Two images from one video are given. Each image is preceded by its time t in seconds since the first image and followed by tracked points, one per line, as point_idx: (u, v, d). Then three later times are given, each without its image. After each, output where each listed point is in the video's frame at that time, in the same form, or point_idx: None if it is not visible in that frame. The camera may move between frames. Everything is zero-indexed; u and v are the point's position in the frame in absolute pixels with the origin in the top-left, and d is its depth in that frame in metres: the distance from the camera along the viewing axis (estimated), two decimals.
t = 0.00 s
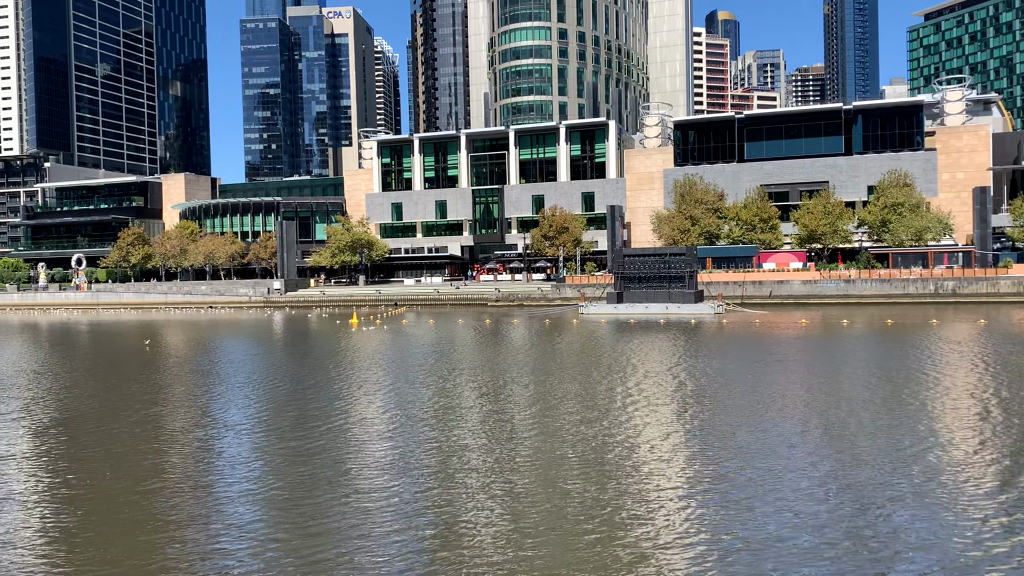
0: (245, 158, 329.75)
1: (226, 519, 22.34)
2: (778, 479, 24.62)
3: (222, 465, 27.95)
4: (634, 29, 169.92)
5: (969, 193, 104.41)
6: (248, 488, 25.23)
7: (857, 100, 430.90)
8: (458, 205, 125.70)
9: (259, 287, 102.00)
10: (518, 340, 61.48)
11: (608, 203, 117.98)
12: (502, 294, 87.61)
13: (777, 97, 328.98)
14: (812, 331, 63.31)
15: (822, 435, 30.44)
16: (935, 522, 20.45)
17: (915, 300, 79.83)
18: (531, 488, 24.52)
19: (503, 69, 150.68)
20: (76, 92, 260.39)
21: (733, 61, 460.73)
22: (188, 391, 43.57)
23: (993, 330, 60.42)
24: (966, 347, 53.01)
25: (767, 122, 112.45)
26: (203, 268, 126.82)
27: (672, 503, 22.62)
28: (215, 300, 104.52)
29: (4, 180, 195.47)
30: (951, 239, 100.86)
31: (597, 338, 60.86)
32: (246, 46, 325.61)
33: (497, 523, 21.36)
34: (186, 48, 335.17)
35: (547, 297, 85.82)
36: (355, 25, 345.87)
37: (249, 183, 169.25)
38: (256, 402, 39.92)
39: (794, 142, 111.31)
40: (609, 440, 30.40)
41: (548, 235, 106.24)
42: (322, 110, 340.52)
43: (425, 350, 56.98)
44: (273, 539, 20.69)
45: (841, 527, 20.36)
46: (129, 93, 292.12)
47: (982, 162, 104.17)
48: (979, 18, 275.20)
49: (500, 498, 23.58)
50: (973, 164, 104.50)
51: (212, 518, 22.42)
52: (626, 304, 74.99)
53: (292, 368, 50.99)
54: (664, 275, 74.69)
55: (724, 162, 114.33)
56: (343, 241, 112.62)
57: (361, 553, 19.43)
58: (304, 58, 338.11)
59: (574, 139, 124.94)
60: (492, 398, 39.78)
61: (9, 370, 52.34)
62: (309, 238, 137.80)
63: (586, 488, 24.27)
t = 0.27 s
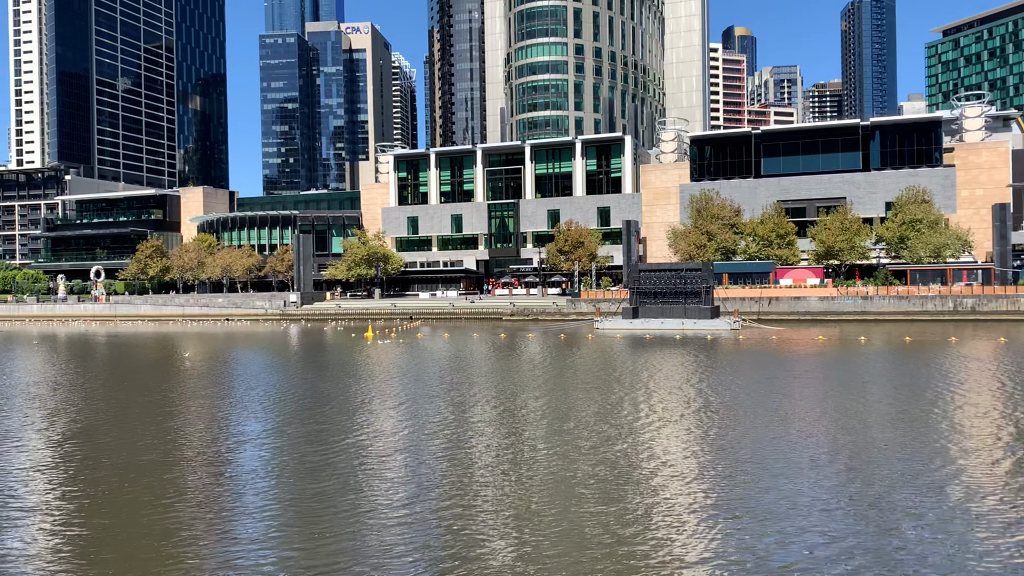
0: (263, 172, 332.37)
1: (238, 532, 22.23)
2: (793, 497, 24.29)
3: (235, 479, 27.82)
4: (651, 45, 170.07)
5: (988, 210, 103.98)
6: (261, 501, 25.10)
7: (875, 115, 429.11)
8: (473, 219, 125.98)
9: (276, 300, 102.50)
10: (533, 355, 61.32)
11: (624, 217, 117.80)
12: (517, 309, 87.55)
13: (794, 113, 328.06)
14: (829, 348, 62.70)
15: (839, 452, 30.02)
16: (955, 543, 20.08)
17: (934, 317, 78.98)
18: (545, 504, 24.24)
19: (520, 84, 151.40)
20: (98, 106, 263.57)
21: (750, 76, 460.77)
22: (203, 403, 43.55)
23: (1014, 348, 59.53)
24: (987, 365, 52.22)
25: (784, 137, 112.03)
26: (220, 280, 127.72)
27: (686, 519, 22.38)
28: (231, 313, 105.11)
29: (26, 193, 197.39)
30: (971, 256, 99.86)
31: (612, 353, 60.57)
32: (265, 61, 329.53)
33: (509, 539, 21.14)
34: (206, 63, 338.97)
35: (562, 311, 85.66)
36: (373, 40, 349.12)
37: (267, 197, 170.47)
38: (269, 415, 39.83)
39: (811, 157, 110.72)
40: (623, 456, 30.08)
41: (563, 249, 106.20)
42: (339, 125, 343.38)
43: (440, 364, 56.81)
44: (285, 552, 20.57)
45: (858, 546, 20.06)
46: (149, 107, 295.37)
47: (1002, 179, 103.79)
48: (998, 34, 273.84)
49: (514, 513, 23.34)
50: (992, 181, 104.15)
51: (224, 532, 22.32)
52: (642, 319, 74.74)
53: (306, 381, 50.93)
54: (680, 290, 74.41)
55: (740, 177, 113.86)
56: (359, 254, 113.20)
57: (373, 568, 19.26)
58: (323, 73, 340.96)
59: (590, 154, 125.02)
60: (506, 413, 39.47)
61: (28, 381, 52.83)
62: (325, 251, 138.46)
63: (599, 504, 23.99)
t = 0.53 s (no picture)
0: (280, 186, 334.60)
1: (251, 544, 22.31)
2: (808, 513, 24.13)
3: (248, 492, 27.81)
4: (666, 59, 170.11)
5: (1006, 227, 102.64)
6: (272, 514, 25.08)
7: (892, 131, 427.61)
8: (488, 233, 126.18)
9: (291, 313, 103.06)
10: (547, 369, 61.27)
11: (639, 232, 117.61)
12: (531, 323, 87.42)
13: (810, 129, 327.58)
14: (845, 364, 62.11)
15: (855, 470, 29.74)
16: (970, 560, 19.92)
17: (952, 334, 78.09)
18: (557, 518, 24.22)
19: (535, 99, 152.00)
20: (118, 120, 266.75)
21: (766, 92, 460.49)
22: (216, 416, 43.59)
23: None
24: (1007, 382, 51.54)
25: (800, 152, 111.82)
26: (236, 293, 128.51)
27: (698, 535, 22.28)
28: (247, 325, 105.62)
29: (46, 207, 199.51)
30: (989, 273, 98.99)
31: (626, 368, 60.45)
32: (283, 77, 332.90)
33: (522, 553, 21.10)
34: (224, 78, 342.94)
35: (577, 326, 85.49)
36: (390, 56, 351.95)
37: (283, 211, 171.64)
38: (282, 429, 39.77)
39: (827, 173, 110.40)
40: (636, 471, 29.92)
41: (577, 264, 106.11)
42: (356, 139, 345.71)
43: (454, 379, 56.74)
44: (297, 564, 20.59)
45: (870, 562, 19.97)
46: (168, 121, 298.65)
47: (1021, 195, 102.67)
48: (1017, 50, 272.31)
49: (526, 527, 23.32)
50: (1011, 198, 102.94)
51: (237, 543, 22.39)
52: (656, 335, 74.53)
53: (320, 394, 50.93)
54: (695, 305, 74.11)
55: (756, 193, 113.63)
56: (374, 268, 113.57)
57: None
58: (340, 88, 343.90)
59: (605, 169, 125.05)
60: (520, 428, 39.30)
61: (46, 393, 53.26)
62: (341, 264, 138.97)
63: (610, 520, 23.89)
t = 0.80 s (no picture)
0: (298, 201, 337.49)
1: (270, 557, 22.33)
2: (829, 529, 23.91)
3: (263, 506, 27.73)
4: (682, 74, 170.11)
5: None
6: (289, 528, 25.04)
7: (909, 144, 425.91)
8: (504, 247, 126.29)
9: (308, 327, 103.45)
10: (563, 383, 61.06)
11: (655, 246, 117.34)
12: (547, 337, 87.26)
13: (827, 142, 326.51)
14: (865, 379, 61.55)
15: (876, 486, 29.43)
16: None
17: (973, 349, 77.23)
18: (576, 533, 24.09)
19: (551, 113, 152.57)
20: (137, 135, 269.78)
21: (782, 106, 460.14)
22: (233, 430, 43.63)
23: None
24: None
25: (817, 166, 111.47)
26: (253, 307, 129.18)
27: (719, 551, 22.10)
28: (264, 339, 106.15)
29: (66, 221, 202.21)
30: (1011, 287, 97.99)
31: (643, 383, 60.13)
32: (301, 92, 336.25)
33: (542, 567, 21.00)
34: (243, 94, 347.64)
35: (593, 340, 85.23)
36: (406, 72, 355.40)
37: (300, 225, 172.63)
38: (298, 443, 39.73)
39: (845, 187, 109.95)
40: (654, 487, 29.73)
41: (593, 278, 105.93)
42: (373, 154, 348.38)
43: (470, 393, 56.63)
44: None
45: None
46: (188, 137, 301.84)
47: None
48: None
49: (545, 542, 23.20)
50: None
51: (255, 557, 22.38)
52: (673, 349, 74.10)
53: (336, 408, 50.90)
54: (712, 319, 73.66)
55: (773, 207, 113.24)
56: (390, 281, 113.79)
57: None
58: (356, 104, 347.19)
59: (621, 183, 125.02)
60: (536, 442, 39.08)
61: (65, 406, 53.60)
62: (357, 278, 139.52)
63: (629, 535, 23.74)
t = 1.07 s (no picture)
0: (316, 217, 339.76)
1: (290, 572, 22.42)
2: (852, 546, 23.69)
3: (282, 521, 27.80)
4: (699, 88, 170.12)
5: None
6: (309, 544, 25.11)
7: (929, 156, 422.66)
8: (521, 262, 126.43)
9: (326, 343, 103.86)
10: (580, 398, 60.90)
11: (672, 260, 116.96)
12: (565, 352, 87.06)
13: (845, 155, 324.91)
14: (886, 394, 60.85)
15: (899, 501, 29.11)
16: None
17: (996, 362, 76.14)
18: (596, 549, 24.00)
19: (567, 128, 153.15)
20: (158, 153, 272.82)
21: (799, 119, 458.69)
22: (251, 446, 43.84)
23: None
24: None
25: (836, 180, 110.71)
26: (272, 323, 129.90)
27: (739, 567, 21.97)
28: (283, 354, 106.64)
29: (88, 238, 204.72)
30: None
31: (661, 398, 59.84)
32: (319, 110, 339.17)
33: None
34: (262, 111, 352.30)
35: (611, 355, 84.94)
36: (423, 88, 357.58)
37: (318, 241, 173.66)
38: (316, 458, 39.88)
39: (864, 200, 109.39)
40: (674, 503, 29.57)
41: (611, 292, 105.72)
42: (390, 170, 347.61)
43: (488, 408, 56.59)
44: None
45: None
46: (208, 154, 304.78)
47: None
48: None
49: (564, 558, 23.16)
50: None
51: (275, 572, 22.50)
52: (691, 364, 73.68)
53: (353, 424, 51.00)
54: (731, 334, 73.33)
55: (791, 220, 112.81)
56: (408, 296, 114.19)
57: None
58: (374, 120, 348.64)
59: (638, 198, 124.93)
60: (555, 458, 38.97)
61: (87, 422, 54.13)
62: (375, 294, 140.08)
63: (649, 551, 23.63)
